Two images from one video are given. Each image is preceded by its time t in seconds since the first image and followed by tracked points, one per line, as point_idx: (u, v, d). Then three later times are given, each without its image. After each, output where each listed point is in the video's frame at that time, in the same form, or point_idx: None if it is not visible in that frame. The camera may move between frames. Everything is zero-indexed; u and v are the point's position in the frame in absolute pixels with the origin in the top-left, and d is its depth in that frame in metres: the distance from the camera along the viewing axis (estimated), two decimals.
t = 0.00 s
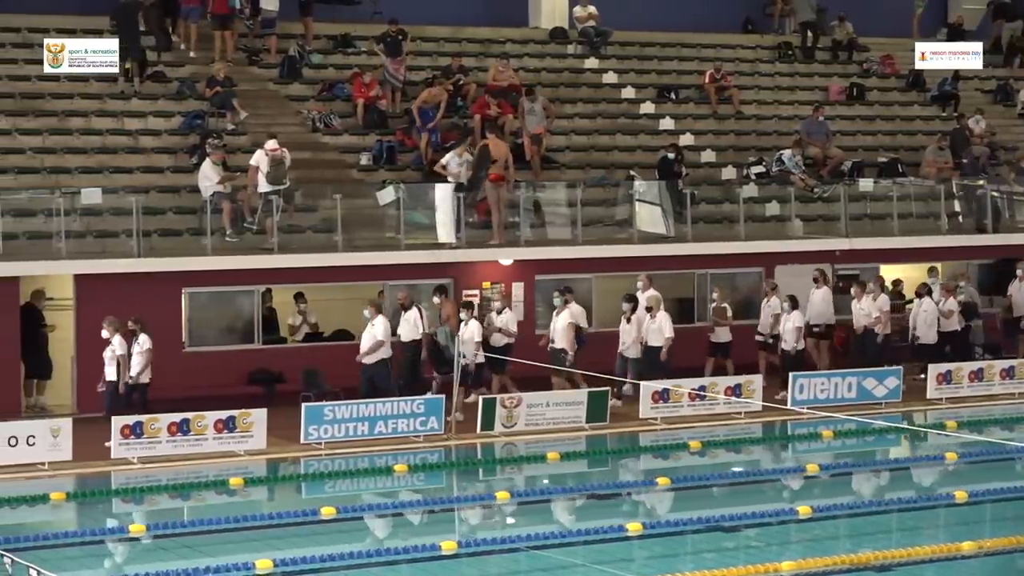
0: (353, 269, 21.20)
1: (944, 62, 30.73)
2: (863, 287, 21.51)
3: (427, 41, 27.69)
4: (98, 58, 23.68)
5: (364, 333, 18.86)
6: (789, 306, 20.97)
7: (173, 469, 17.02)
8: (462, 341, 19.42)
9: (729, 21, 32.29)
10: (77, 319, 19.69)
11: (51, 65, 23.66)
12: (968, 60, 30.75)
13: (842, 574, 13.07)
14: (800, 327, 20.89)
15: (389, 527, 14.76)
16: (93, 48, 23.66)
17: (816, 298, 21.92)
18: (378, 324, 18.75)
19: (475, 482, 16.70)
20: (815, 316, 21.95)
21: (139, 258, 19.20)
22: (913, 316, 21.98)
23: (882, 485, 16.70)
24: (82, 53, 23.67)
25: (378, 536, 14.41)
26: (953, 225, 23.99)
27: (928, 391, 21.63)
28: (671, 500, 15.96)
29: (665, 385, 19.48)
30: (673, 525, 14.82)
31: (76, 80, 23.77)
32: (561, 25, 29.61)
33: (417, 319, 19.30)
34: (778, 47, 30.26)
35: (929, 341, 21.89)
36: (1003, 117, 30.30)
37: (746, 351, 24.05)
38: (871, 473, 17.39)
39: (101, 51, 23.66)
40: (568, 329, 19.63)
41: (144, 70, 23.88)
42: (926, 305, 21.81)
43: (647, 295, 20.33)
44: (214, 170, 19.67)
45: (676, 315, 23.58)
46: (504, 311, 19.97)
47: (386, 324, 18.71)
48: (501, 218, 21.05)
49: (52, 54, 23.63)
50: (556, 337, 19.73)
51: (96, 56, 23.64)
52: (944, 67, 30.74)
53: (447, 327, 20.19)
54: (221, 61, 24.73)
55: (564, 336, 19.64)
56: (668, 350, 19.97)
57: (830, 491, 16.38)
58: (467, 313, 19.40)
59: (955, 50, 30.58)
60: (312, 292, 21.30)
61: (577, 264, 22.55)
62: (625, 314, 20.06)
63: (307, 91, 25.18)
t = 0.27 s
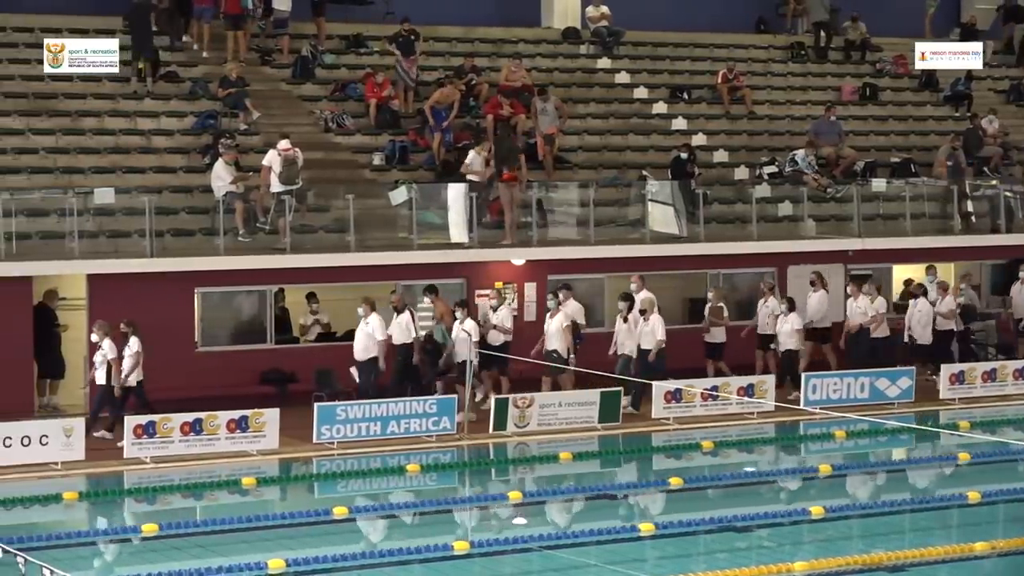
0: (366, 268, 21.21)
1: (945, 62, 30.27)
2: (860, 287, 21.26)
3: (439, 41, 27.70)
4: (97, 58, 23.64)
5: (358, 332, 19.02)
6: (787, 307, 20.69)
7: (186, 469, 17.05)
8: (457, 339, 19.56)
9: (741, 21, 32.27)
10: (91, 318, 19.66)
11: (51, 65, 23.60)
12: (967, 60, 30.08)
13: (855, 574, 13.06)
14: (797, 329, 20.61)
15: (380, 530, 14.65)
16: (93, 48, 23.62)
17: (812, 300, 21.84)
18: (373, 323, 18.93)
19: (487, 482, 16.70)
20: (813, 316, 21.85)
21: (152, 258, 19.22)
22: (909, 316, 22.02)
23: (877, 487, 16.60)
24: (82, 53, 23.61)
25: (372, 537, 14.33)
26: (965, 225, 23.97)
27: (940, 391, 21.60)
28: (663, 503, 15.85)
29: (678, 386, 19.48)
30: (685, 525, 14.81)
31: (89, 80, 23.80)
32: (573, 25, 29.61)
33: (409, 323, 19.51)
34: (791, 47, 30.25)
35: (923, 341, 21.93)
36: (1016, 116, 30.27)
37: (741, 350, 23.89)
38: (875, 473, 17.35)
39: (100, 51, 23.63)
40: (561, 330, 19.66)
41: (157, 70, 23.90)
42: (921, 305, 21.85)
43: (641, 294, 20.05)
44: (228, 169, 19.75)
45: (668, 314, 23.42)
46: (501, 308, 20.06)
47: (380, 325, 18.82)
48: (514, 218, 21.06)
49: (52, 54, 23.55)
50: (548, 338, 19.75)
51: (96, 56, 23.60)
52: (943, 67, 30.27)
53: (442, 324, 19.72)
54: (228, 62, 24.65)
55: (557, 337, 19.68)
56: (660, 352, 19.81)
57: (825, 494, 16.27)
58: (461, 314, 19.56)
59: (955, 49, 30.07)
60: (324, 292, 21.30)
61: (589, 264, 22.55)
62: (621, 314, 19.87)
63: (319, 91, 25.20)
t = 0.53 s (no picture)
0: (382, 268, 21.22)
1: (945, 61, 30.66)
2: (859, 289, 21.22)
3: (455, 41, 27.70)
4: (97, 58, 23.77)
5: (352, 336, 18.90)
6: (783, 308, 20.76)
7: (203, 469, 17.06)
8: (451, 344, 19.29)
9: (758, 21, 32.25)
10: (105, 319, 19.72)
11: (51, 65, 23.78)
12: (967, 60, 30.65)
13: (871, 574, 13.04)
14: (795, 330, 20.67)
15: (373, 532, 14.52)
16: (93, 48, 23.76)
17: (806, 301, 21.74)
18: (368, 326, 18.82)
19: (504, 482, 16.69)
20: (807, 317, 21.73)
21: (168, 258, 19.25)
22: (908, 317, 21.86)
23: (874, 488, 16.51)
24: (82, 53, 23.78)
25: (368, 538, 14.26)
26: (983, 225, 23.93)
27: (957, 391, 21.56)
28: (660, 505, 15.74)
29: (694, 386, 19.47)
30: (701, 526, 14.80)
31: (106, 80, 23.84)
32: (589, 25, 29.59)
33: (399, 321, 19.72)
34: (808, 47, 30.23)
35: (924, 340, 21.74)
36: None
37: (741, 351, 23.74)
38: (891, 473, 17.33)
39: (100, 51, 23.76)
40: (553, 329, 19.61)
41: (173, 70, 23.93)
42: (921, 306, 21.68)
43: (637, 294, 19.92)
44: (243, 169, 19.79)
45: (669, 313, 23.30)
46: (495, 311, 19.92)
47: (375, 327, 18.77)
48: (530, 218, 21.08)
49: (53, 54, 23.79)
50: (542, 338, 19.70)
51: (96, 56, 23.74)
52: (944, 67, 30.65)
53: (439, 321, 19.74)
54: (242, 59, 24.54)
55: (550, 336, 19.61)
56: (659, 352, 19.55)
57: (820, 496, 16.15)
58: (456, 316, 19.23)
59: (955, 49, 30.62)
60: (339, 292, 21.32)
61: (605, 264, 22.54)
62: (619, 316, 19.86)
63: (335, 91, 25.20)
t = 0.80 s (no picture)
0: (398, 268, 21.22)
1: (945, 62, 30.35)
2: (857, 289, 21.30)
3: (471, 41, 27.69)
4: (97, 58, 23.70)
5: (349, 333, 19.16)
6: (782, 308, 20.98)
7: (219, 468, 17.08)
8: (446, 342, 19.49)
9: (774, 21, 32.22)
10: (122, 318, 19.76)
11: (51, 65, 23.70)
12: (967, 60, 30.51)
13: None
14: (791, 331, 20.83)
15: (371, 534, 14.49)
16: (93, 48, 23.70)
17: (804, 302, 21.68)
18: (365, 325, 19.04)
19: (520, 482, 16.69)
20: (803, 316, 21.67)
21: (184, 258, 19.28)
22: (907, 319, 21.48)
23: (872, 492, 16.37)
24: (82, 53, 23.72)
25: (365, 541, 14.19)
26: (999, 226, 23.88)
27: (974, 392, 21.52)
28: (655, 508, 15.66)
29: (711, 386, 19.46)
30: (717, 526, 14.78)
31: (122, 81, 23.87)
32: (606, 24, 29.57)
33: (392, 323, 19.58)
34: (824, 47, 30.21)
35: (923, 343, 21.33)
36: None
37: (735, 352, 23.67)
38: (907, 474, 17.31)
39: (100, 51, 23.68)
40: (549, 330, 19.25)
41: (190, 70, 23.95)
42: (922, 308, 21.28)
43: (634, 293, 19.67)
44: (260, 169, 19.69)
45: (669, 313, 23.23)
46: (491, 311, 19.46)
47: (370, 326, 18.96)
48: (547, 218, 21.05)
49: (52, 54, 23.70)
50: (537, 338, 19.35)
51: (96, 56, 23.67)
52: (943, 67, 30.38)
53: (432, 326, 19.60)
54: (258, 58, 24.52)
55: (545, 337, 19.25)
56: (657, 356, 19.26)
57: (819, 498, 16.03)
58: (449, 315, 19.42)
59: (955, 49, 30.33)
60: (355, 291, 21.32)
61: (621, 264, 22.53)
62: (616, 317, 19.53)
63: (351, 90, 25.21)
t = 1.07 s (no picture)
0: (412, 268, 21.23)
1: (945, 62, 30.28)
2: (855, 290, 20.65)
3: (485, 41, 27.70)
4: (97, 58, 23.66)
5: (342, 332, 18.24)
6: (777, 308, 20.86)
7: (232, 468, 17.10)
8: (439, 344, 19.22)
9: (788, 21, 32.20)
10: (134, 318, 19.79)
11: (51, 65, 23.63)
12: (967, 60, 30.46)
13: None
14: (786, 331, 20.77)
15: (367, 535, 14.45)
16: (93, 48, 23.65)
17: (802, 302, 21.50)
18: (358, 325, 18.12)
19: (533, 482, 16.69)
20: (802, 318, 21.52)
21: (198, 258, 19.31)
22: (905, 320, 21.77)
23: (869, 494, 16.26)
24: (82, 53, 23.65)
25: (358, 542, 14.15)
26: (1013, 226, 23.85)
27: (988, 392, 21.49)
28: (649, 510, 15.58)
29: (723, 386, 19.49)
30: (730, 526, 14.77)
31: (136, 81, 23.89)
32: (619, 24, 29.57)
33: (387, 322, 19.06)
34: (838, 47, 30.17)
35: (920, 343, 21.62)
36: None
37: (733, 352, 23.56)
38: (921, 474, 17.29)
39: (100, 51, 23.65)
40: (542, 330, 19.13)
41: (203, 70, 23.98)
42: (919, 308, 21.62)
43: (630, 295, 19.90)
44: (273, 169, 19.68)
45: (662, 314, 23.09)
46: (484, 313, 19.49)
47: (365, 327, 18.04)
48: (561, 218, 21.06)
49: (52, 54, 23.62)
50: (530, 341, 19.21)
51: (96, 56, 23.63)
52: (944, 67, 30.28)
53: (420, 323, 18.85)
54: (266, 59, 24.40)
55: (538, 338, 19.13)
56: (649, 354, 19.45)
57: (822, 499, 15.97)
58: (442, 318, 19.18)
59: (956, 49, 30.28)
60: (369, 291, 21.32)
61: (636, 263, 22.49)
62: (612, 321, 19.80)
63: (365, 91, 25.22)
